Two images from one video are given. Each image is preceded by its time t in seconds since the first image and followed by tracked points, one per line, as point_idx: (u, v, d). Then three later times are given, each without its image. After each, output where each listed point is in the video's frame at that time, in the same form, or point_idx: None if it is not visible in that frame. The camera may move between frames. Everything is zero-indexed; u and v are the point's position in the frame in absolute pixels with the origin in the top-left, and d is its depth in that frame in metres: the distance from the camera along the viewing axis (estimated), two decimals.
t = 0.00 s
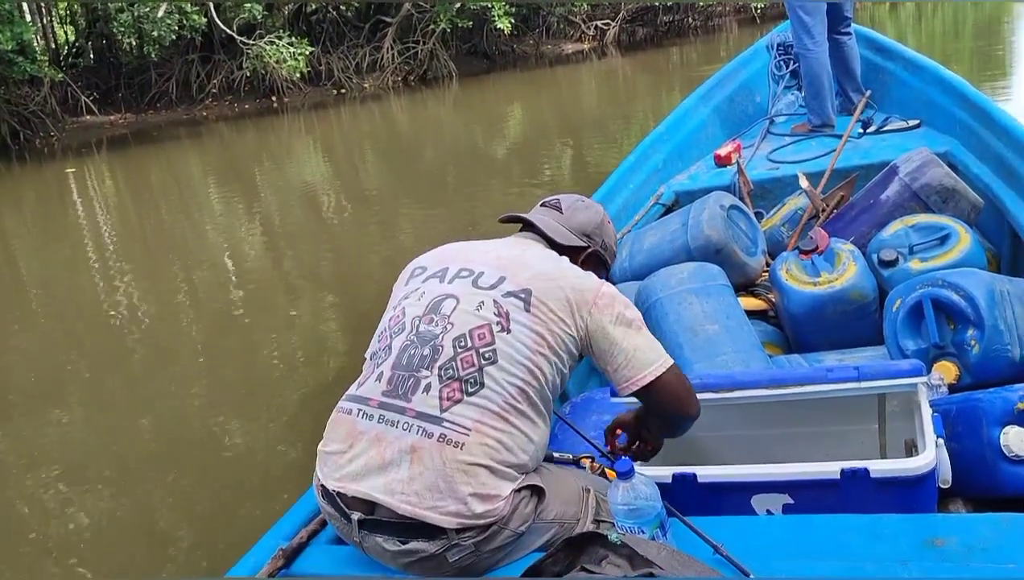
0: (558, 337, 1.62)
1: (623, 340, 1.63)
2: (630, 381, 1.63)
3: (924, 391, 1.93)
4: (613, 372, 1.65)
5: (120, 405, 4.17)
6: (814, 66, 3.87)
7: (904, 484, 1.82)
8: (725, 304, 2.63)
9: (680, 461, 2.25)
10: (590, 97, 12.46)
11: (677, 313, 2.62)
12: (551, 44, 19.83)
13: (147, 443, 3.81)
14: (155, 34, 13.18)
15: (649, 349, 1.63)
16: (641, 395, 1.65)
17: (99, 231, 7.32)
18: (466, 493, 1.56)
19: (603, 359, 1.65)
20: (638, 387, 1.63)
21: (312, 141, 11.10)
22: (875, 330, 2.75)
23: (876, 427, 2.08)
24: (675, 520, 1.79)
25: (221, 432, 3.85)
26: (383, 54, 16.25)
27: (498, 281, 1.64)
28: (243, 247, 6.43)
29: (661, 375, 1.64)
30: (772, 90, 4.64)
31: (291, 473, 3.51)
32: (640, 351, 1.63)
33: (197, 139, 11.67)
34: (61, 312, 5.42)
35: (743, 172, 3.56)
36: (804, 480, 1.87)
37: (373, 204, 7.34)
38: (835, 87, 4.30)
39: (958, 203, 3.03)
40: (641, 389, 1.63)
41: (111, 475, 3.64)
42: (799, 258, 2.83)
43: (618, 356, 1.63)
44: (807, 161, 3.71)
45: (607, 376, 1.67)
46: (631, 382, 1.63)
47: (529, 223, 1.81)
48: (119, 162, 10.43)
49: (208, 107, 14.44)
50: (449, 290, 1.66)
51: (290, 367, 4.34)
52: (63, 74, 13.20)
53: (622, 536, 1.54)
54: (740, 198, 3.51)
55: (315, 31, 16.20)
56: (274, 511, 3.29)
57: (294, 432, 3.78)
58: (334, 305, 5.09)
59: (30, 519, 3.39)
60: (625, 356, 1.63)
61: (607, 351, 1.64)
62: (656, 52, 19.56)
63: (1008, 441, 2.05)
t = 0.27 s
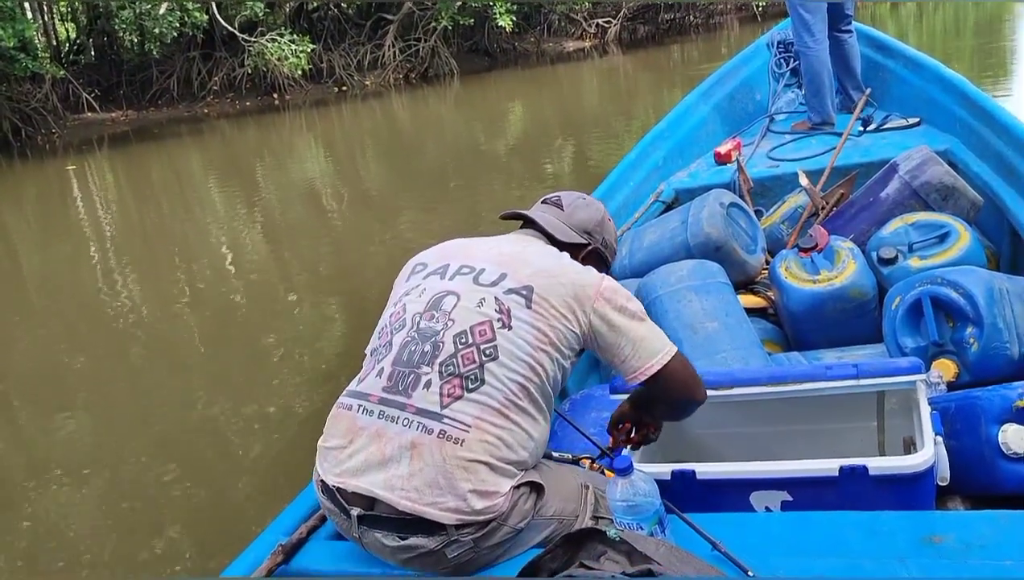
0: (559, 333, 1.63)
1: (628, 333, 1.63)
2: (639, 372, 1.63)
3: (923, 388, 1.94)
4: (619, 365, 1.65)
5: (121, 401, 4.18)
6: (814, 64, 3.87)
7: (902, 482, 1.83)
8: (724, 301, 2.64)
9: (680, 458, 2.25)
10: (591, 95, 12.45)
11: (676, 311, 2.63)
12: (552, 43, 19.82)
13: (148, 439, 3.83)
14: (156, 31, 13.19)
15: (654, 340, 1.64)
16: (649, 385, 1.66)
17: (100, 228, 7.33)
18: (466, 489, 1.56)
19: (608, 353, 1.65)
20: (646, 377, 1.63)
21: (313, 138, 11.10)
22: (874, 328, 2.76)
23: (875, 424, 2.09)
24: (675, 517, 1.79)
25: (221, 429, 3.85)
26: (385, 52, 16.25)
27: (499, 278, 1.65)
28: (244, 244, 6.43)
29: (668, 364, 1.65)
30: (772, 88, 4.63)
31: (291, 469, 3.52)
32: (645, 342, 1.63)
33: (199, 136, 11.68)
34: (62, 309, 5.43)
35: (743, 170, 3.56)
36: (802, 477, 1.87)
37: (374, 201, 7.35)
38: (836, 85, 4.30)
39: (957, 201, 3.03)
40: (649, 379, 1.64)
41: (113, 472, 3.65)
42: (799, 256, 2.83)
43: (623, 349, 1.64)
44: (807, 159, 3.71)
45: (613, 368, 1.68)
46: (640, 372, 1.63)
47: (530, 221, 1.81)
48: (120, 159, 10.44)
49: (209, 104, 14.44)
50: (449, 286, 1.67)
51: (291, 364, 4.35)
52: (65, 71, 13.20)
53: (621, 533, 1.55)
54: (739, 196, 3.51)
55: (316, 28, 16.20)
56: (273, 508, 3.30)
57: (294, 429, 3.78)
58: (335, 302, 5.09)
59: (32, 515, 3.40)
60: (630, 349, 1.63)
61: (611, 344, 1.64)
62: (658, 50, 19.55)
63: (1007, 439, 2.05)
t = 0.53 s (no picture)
0: (561, 330, 1.63)
1: (630, 328, 1.64)
2: (642, 365, 1.64)
3: (924, 386, 1.94)
4: (623, 359, 1.66)
5: (125, 398, 4.19)
6: (817, 63, 3.87)
7: (903, 480, 1.83)
8: (726, 299, 2.64)
9: (680, 456, 2.26)
10: (594, 93, 12.45)
11: (678, 309, 2.64)
12: (555, 41, 19.82)
13: (152, 436, 3.83)
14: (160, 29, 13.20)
15: (657, 332, 1.65)
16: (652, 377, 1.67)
17: (104, 226, 7.34)
18: (467, 486, 1.57)
19: (611, 347, 1.66)
20: (649, 370, 1.65)
21: (316, 136, 11.10)
22: (876, 326, 2.76)
23: (876, 422, 2.09)
24: (675, 514, 1.80)
25: (224, 426, 3.86)
26: (388, 50, 16.26)
27: (501, 275, 1.65)
28: (247, 242, 6.44)
29: (670, 357, 1.66)
30: (774, 87, 4.64)
31: (294, 466, 3.53)
32: (648, 336, 1.64)
33: (202, 134, 11.69)
34: (66, 306, 5.44)
35: (744, 169, 3.57)
36: (803, 475, 1.87)
37: (377, 199, 7.35)
38: (838, 84, 4.30)
39: (959, 201, 3.04)
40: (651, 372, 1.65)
41: (117, 469, 3.66)
42: (800, 254, 2.83)
43: (626, 343, 1.65)
44: (808, 157, 3.71)
45: (616, 362, 1.69)
46: (643, 365, 1.64)
47: (530, 219, 1.82)
48: (124, 157, 10.45)
49: (213, 102, 14.45)
50: (451, 284, 1.67)
51: (294, 362, 4.36)
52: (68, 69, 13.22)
53: (622, 530, 1.55)
54: (741, 194, 3.51)
55: (319, 25, 16.21)
56: (276, 505, 3.31)
57: (297, 427, 3.79)
58: (338, 300, 5.10)
59: (36, 512, 3.41)
60: (632, 343, 1.64)
61: (614, 338, 1.65)
62: (661, 48, 19.54)
63: (1007, 437, 2.06)
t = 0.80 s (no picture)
0: (563, 327, 1.64)
1: (632, 324, 1.65)
2: (644, 362, 1.65)
3: (926, 385, 1.94)
4: (624, 356, 1.67)
5: (129, 396, 4.20)
6: (820, 62, 3.87)
7: (905, 479, 1.83)
8: (728, 298, 2.64)
9: (682, 455, 2.26)
10: (598, 92, 12.45)
11: (680, 308, 2.64)
12: (558, 40, 19.82)
13: (157, 434, 3.84)
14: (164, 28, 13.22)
15: (658, 329, 1.66)
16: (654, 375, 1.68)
17: (108, 224, 7.35)
18: (470, 483, 1.57)
19: (613, 344, 1.67)
20: (651, 367, 1.65)
21: (320, 134, 11.12)
22: (878, 326, 2.76)
23: (878, 422, 2.10)
24: (677, 512, 1.80)
25: (228, 424, 3.87)
26: (392, 48, 16.26)
27: (503, 273, 1.65)
28: (251, 240, 6.45)
29: (671, 354, 1.66)
30: (777, 86, 4.64)
31: (297, 464, 3.54)
32: (650, 333, 1.65)
33: (205, 133, 11.70)
34: (71, 304, 5.45)
35: (747, 167, 3.57)
36: (805, 474, 1.87)
37: (380, 198, 7.36)
38: (841, 83, 4.30)
39: (961, 200, 3.04)
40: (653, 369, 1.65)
41: (122, 466, 3.67)
42: (803, 253, 2.83)
43: (628, 340, 1.65)
44: (810, 156, 3.71)
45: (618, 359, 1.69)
46: (644, 362, 1.65)
47: (531, 215, 1.82)
48: (128, 155, 10.46)
49: (217, 100, 14.46)
50: (453, 282, 1.68)
51: (298, 360, 4.37)
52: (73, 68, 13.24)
53: (624, 528, 1.55)
54: (744, 193, 3.51)
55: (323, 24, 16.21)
56: (280, 502, 3.32)
57: (300, 424, 3.80)
58: (341, 298, 5.11)
59: (41, 509, 3.42)
60: (634, 340, 1.65)
61: (616, 335, 1.66)
62: (664, 46, 19.53)
63: (1009, 437, 2.06)
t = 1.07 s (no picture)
0: (564, 326, 1.64)
1: (633, 322, 1.65)
2: (643, 361, 1.65)
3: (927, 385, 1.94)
4: (624, 355, 1.67)
5: (133, 393, 4.21)
6: (822, 61, 3.86)
7: (905, 478, 1.83)
8: (729, 297, 2.64)
9: (683, 453, 2.27)
10: (600, 90, 12.44)
11: (681, 306, 2.64)
12: (561, 38, 19.79)
13: (160, 431, 3.85)
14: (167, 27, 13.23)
15: (660, 328, 1.66)
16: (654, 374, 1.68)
17: (111, 222, 7.35)
18: (471, 481, 1.57)
19: (613, 343, 1.67)
20: (651, 365, 1.65)
21: (323, 133, 11.11)
22: (879, 325, 2.76)
23: (878, 421, 2.10)
24: (677, 511, 1.81)
25: (231, 421, 3.88)
26: (394, 47, 16.24)
27: (504, 271, 1.65)
28: (253, 238, 6.45)
29: (672, 353, 1.66)
30: (778, 85, 4.63)
31: (299, 461, 3.55)
32: (650, 332, 1.65)
33: (208, 131, 11.71)
34: (74, 302, 5.46)
35: (748, 166, 3.57)
36: (805, 472, 1.88)
37: (382, 196, 7.36)
38: (843, 82, 4.30)
39: (963, 200, 3.04)
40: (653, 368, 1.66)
41: (125, 463, 3.68)
42: (804, 253, 2.83)
43: (628, 338, 1.66)
44: (812, 156, 3.71)
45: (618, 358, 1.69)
46: (644, 361, 1.65)
47: (532, 213, 1.82)
48: (131, 154, 10.46)
49: (219, 99, 14.45)
50: (454, 280, 1.68)
51: (300, 358, 4.38)
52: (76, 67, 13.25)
53: (625, 527, 1.55)
54: (745, 192, 3.51)
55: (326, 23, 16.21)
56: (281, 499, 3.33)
57: (302, 422, 3.81)
58: (344, 297, 5.12)
59: (45, 506, 3.42)
60: (635, 338, 1.65)
61: (616, 334, 1.66)
62: (667, 45, 19.49)
63: (1010, 436, 2.06)
